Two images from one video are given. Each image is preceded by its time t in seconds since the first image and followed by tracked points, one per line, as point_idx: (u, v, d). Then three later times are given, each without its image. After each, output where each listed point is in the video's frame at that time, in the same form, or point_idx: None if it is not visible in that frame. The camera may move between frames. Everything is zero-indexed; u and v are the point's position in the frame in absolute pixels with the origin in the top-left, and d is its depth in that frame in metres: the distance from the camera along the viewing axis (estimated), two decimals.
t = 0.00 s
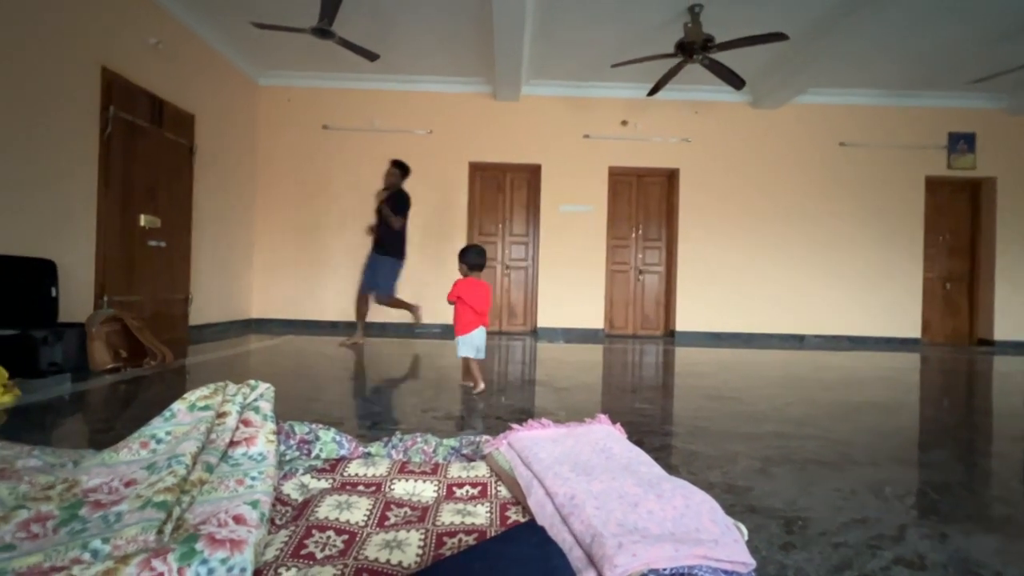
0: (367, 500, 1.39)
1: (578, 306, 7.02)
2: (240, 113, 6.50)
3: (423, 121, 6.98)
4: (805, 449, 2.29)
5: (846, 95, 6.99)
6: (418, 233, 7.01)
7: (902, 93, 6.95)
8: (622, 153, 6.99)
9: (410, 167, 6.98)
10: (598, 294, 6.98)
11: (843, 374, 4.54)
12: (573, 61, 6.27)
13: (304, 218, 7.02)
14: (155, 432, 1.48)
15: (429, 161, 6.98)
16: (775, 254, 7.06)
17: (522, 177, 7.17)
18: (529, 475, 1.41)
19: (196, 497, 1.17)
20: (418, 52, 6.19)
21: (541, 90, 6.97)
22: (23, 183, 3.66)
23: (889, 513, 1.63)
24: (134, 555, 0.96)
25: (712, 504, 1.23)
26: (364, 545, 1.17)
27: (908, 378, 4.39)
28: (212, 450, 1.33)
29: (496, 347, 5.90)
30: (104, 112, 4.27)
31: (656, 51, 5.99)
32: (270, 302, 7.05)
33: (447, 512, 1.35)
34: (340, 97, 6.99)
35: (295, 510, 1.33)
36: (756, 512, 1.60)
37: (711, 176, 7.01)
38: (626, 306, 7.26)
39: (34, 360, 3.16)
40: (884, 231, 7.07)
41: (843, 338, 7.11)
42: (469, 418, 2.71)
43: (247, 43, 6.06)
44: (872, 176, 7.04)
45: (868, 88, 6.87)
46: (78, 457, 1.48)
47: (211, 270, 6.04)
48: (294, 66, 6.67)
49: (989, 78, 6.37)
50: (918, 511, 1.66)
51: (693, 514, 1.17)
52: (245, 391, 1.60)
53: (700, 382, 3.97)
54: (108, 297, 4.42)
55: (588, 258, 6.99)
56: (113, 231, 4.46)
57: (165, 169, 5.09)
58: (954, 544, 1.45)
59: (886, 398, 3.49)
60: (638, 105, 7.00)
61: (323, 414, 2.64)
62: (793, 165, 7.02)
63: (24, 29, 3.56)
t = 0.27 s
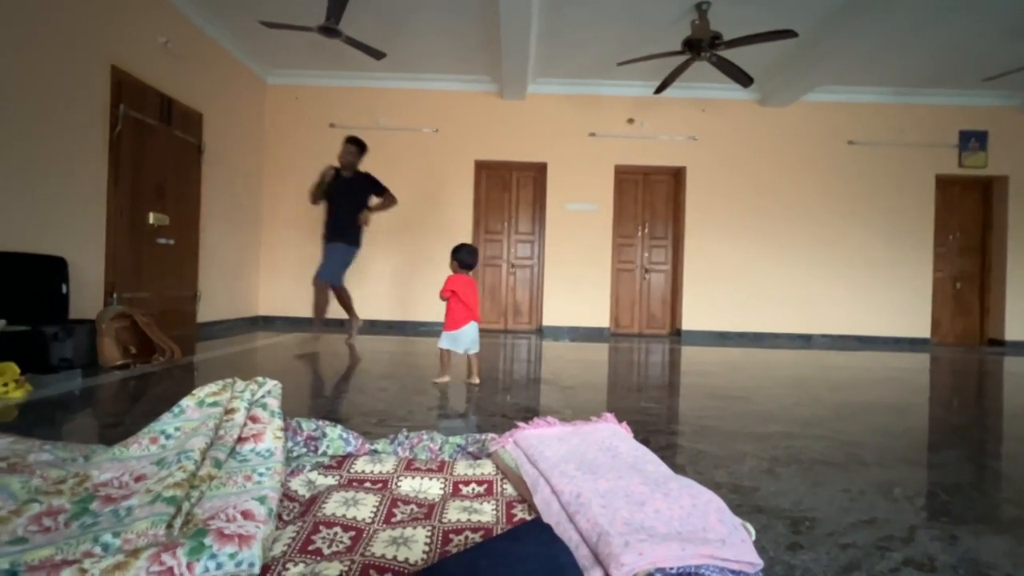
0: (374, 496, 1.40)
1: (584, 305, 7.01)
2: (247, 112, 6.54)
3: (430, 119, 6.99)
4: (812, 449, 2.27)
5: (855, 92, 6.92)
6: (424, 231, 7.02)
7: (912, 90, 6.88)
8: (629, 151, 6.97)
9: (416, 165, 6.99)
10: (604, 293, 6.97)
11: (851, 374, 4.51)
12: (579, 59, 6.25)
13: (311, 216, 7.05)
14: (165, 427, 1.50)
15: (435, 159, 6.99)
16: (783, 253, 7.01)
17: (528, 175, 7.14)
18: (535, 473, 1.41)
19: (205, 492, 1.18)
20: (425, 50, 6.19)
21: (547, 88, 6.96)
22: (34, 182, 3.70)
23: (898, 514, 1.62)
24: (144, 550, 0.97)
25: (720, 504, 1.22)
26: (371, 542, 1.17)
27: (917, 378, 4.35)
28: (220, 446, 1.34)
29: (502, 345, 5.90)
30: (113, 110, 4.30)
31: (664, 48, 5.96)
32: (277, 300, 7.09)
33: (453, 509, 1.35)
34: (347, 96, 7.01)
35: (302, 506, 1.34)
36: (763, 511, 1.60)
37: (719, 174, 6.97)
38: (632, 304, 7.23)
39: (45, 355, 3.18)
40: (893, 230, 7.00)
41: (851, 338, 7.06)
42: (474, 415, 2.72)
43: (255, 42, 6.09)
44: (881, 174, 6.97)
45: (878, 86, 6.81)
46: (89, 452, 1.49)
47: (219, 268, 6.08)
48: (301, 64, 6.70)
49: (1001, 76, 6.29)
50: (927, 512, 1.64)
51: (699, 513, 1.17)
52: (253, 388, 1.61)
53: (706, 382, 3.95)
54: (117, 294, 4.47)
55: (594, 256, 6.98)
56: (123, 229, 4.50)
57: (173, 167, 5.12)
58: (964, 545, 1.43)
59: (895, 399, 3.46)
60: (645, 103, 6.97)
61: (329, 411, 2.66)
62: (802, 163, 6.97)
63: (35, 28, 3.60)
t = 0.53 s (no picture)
0: (383, 492, 1.41)
1: (592, 303, 6.99)
2: (258, 111, 6.59)
3: (438, 117, 7.00)
4: (823, 450, 2.25)
5: (869, 89, 6.82)
6: (432, 229, 7.04)
7: (927, 87, 6.78)
8: (637, 149, 6.93)
9: (424, 164, 7.01)
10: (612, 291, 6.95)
11: (863, 374, 4.46)
12: (588, 56, 6.22)
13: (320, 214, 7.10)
14: (178, 422, 1.52)
15: (443, 157, 7.00)
16: (794, 251, 6.94)
17: (537, 173, 7.10)
18: (543, 471, 1.42)
19: (217, 486, 1.20)
20: (434, 48, 6.19)
21: (556, 86, 6.94)
22: (49, 180, 3.76)
23: (911, 516, 1.60)
24: (158, 543, 0.99)
25: (729, 503, 1.22)
26: (380, 537, 1.18)
27: (930, 379, 4.29)
28: (232, 441, 1.36)
29: (509, 343, 5.91)
30: (127, 110, 4.36)
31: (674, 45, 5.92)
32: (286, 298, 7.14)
33: (462, 506, 1.35)
34: (356, 94, 7.04)
35: (312, 501, 1.35)
36: (773, 512, 1.59)
37: (729, 172, 6.92)
38: (640, 303, 7.17)
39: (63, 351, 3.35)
40: (907, 228, 6.90)
41: (863, 338, 6.97)
42: (482, 413, 2.72)
43: (265, 41, 6.14)
44: (895, 172, 6.87)
45: (892, 82, 6.71)
46: (104, 446, 1.51)
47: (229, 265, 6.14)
48: (311, 63, 6.74)
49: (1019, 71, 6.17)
50: (940, 514, 1.62)
51: (708, 512, 1.16)
52: (265, 384, 1.63)
53: (715, 381, 3.93)
54: (131, 291, 4.53)
55: (602, 254, 6.96)
56: (136, 227, 4.56)
57: (185, 165, 5.18)
58: (979, 548, 1.41)
59: (909, 400, 3.40)
60: (655, 100, 6.92)
61: (338, 408, 2.68)
62: (813, 161, 6.89)
63: (50, 29, 3.65)
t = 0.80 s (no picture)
0: (394, 488, 1.42)
1: (601, 301, 6.97)
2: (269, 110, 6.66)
3: (448, 115, 7.01)
4: (836, 449, 2.22)
5: (884, 84, 6.71)
6: (442, 227, 7.06)
7: (944, 81, 6.65)
8: (648, 146, 6.89)
9: (433, 162, 7.03)
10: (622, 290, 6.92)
11: (877, 373, 4.40)
12: (598, 53, 6.19)
13: (331, 212, 7.15)
14: (193, 417, 1.54)
15: (453, 155, 7.01)
16: (806, 250, 6.86)
17: (546, 171, 7.05)
18: (553, 468, 1.42)
19: (232, 480, 1.21)
20: (443, 46, 6.20)
21: (566, 83, 6.91)
22: (66, 179, 3.83)
23: (926, 516, 1.58)
24: (175, 534, 1.01)
25: (740, 502, 1.21)
26: (391, 532, 1.19)
27: (947, 378, 4.22)
28: (246, 435, 1.38)
29: (518, 341, 5.92)
30: (141, 110, 4.43)
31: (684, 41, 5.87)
32: (297, 295, 7.21)
33: (472, 502, 1.36)
34: (366, 93, 7.08)
35: (324, 495, 1.36)
36: (785, 511, 1.57)
37: (740, 169, 6.85)
38: (650, 302, 7.11)
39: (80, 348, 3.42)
40: (923, 226, 6.78)
41: (877, 337, 6.87)
42: (491, 411, 2.73)
43: (276, 41, 6.19)
44: (911, 168, 6.76)
45: (908, 77, 6.60)
46: (121, 440, 1.54)
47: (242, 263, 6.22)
48: (321, 62, 6.79)
49: None
50: (957, 515, 1.60)
51: (720, 511, 1.16)
52: (277, 379, 1.65)
53: (726, 380, 3.91)
54: (146, 288, 4.60)
55: (612, 252, 6.94)
56: (151, 225, 4.63)
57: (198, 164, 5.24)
58: (996, 550, 1.39)
59: (924, 399, 3.35)
60: (665, 97, 6.87)
61: (349, 404, 2.70)
62: (827, 157, 6.80)
63: (66, 31, 3.73)
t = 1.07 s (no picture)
0: (410, 483, 1.44)
1: (614, 301, 6.95)
2: (285, 111, 6.74)
3: (460, 115, 7.04)
4: (854, 450, 2.20)
5: (904, 80, 6.58)
6: (454, 226, 7.09)
7: (967, 77, 6.49)
8: (661, 145, 6.85)
9: (447, 161, 7.07)
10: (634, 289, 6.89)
11: (896, 374, 4.32)
12: (611, 51, 6.16)
13: (345, 212, 7.22)
14: (215, 411, 1.57)
15: (465, 155, 7.04)
16: (823, 249, 6.76)
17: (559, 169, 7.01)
18: (568, 466, 1.42)
19: (254, 473, 1.24)
20: (455, 46, 6.22)
21: (578, 82, 6.90)
22: (89, 180, 3.92)
23: (948, 519, 1.55)
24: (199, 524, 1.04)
25: (757, 502, 1.21)
26: (409, 526, 1.21)
27: (968, 380, 4.13)
28: (267, 430, 1.41)
29: (531, 340, 5.93)
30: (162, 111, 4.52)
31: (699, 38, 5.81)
32: (312, 293, 7.30)
33: (488, 498, 1.37)
34: (379, 93, 7.14)
35: (342, 489, 1.39)
36: (802, 512, 1.56)
37: (755, 167, 6.77)
38: (663, 301, 7.06)
39: (102, 344, 3.42)
40: (945, 224, 6.64)
41: (896, 338, 6.75)
42: (505, 409, 2.74)
43: (291, 42, 6.27)
44: (932, 166, 6.61)
45: (929, 73, 6.46)
46: (146, 433, 1.58)
47: (257, 261, 6.31)
48: (335, 63, 6.86)
49: None
50: (980, 519, 1.57)
51: (737, 510, 1.16)
52: (296, 375, 1.68)
53: (741, 380, 3.87)
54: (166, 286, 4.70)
55: (624, 251, 6.91)
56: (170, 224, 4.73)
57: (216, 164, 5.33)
58: (1021, 555, 1.36)
59: (946, 401, 3.29)
60: (679, 95, 6.82)
61: (365, 401, 2.74)
62: (844, 155, 6.69)
63: (89, 35, 3.82)
